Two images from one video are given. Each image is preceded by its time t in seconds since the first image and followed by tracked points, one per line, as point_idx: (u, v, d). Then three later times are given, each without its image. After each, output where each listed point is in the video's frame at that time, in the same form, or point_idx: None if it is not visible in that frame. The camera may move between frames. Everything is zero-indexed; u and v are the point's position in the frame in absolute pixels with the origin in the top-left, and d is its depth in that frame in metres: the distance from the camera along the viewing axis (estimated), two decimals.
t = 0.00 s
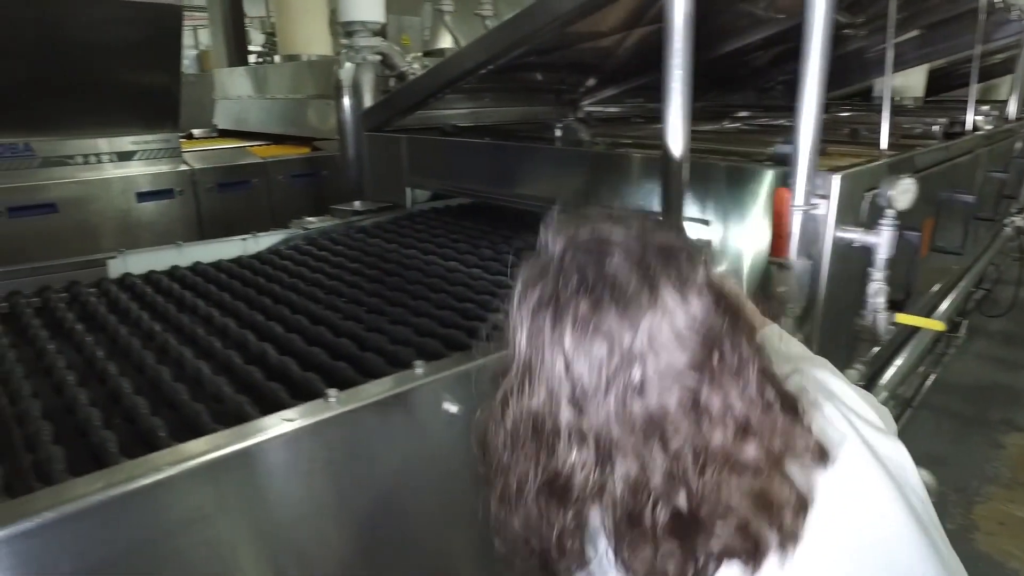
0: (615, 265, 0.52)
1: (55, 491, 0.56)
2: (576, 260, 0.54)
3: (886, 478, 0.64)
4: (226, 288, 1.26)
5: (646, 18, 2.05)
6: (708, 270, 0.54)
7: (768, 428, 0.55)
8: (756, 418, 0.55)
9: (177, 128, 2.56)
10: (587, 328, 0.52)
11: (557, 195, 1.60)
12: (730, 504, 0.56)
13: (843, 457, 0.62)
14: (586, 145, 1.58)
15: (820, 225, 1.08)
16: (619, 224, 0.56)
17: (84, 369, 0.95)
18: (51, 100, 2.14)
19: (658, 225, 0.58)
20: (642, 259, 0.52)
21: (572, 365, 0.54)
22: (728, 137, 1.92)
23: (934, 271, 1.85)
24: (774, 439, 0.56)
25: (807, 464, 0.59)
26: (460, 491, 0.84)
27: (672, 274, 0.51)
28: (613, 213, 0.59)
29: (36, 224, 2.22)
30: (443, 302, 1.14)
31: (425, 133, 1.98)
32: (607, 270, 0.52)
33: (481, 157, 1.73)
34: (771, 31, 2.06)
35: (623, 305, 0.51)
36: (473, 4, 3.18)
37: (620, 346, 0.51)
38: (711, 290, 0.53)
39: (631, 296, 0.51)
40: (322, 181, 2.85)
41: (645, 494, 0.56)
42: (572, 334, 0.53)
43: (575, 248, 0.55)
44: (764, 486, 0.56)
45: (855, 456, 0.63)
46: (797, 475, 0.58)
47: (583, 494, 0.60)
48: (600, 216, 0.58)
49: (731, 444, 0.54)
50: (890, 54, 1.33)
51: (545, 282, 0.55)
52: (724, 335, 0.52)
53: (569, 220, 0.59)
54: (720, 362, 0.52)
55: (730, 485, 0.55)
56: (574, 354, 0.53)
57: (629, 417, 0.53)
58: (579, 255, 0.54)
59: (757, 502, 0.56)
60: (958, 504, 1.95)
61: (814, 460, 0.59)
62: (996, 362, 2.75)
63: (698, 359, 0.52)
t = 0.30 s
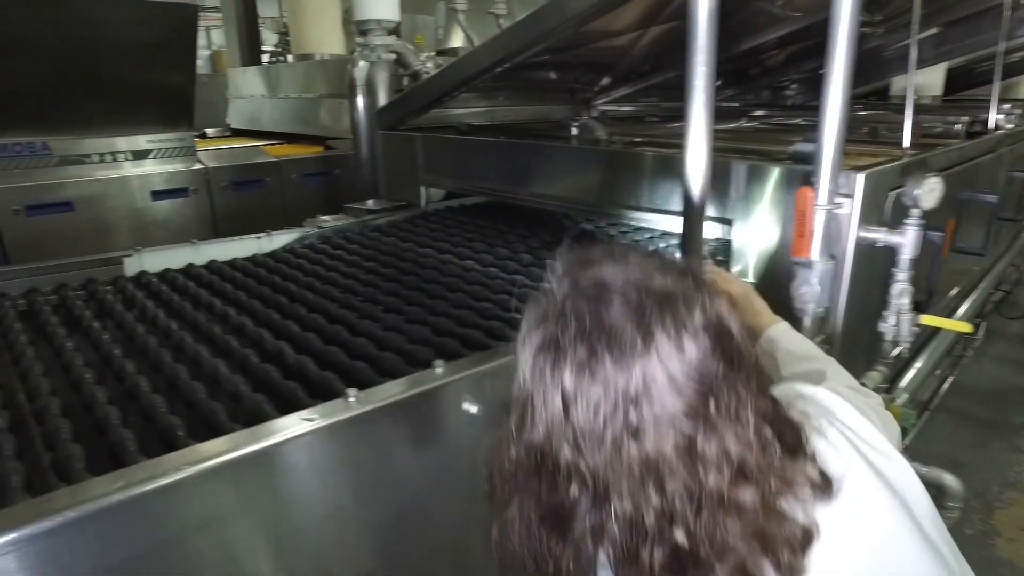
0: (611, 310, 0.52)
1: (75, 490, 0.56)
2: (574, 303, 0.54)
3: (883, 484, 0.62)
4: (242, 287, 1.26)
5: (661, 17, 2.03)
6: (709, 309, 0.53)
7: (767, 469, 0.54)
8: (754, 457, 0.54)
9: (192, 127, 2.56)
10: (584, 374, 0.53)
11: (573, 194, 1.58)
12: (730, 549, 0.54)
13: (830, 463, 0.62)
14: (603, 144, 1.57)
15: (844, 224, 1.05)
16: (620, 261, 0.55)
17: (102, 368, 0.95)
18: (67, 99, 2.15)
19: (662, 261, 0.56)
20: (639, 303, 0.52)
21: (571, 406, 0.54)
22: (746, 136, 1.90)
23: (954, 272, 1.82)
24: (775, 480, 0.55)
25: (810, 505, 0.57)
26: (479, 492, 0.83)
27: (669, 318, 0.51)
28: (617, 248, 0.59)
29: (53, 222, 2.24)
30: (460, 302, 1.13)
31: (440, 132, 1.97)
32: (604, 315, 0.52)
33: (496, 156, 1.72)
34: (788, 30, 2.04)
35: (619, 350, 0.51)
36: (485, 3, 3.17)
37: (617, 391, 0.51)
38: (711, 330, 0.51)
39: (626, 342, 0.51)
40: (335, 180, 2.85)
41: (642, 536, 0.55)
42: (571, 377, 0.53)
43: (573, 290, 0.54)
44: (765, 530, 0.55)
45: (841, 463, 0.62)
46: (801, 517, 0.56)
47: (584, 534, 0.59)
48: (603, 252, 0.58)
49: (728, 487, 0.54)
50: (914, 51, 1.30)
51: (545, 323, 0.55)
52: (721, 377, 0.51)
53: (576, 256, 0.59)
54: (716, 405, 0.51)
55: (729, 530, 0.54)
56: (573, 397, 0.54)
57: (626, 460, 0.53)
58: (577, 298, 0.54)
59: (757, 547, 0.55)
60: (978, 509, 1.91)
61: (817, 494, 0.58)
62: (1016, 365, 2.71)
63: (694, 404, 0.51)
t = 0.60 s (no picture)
0: (620, 368, 0.50)
1: (101, 488, 0.55)
2: (582, 360, 0.52)
3: (896, 511, 0.63)
4: (260, 285, 1.25)
5: (680, 15, 2.01)
6: (722, 362, 0.50)
7: (783, 535, 0.50)
8: (770, 516, 0.50)
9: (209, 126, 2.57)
10: (592, 434, 0.50)
11: (591, 193, 1.56)
12: None
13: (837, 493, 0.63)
14: (623, 142, 1.55)
15: (875, 223, 1.03)
16: (632, 310, 0.53)
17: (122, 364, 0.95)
18: (86, 98, 2.16)
19: (675, 307, 0.53)
20: (649, 359, 0.49)
21: (580, 466, 0.52)
22: (766, 134, 1.87)
23: (980, 273, 1.79)
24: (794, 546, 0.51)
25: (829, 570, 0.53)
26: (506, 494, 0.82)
27: (678, 376, 0.49)
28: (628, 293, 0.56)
29: (73, 219, 2.26)
30: (480, 301, 1.12)
31: (458, 131, 1.96)
32: (612, 373, 0.50)
33: (514, 154, 1.71)
34: (809, 29, 2.01)
35: (628, 409, 0.49)
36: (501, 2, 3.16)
37: (627, 451, 0.49)
38: (721, 386, 0.49)
39: (635, 401, 0.49)
40: (351, 179, 2.85)
41: None
42: (579, 437, 0.51)
43: (580, 344, 0.52)
44: None
45: (847, 491, 0.63)
46: None
47: None
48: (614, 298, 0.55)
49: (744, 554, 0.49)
50: (944, 48, 1.27)
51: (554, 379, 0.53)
52: (733, 435, 0.49)
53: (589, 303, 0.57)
54: (729, 466, 0.49)
55: None
56: (581, 457, 0.51)
57: (635, 522, 0.50)
58: (586, 353, 0.52)
59: None
60: (1003, 515, 1.87)
61: (833, 546, 0.55)
62: None
63: (701, 464, 0.48)
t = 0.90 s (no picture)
0: (645, 419, 0.52)
1: (123, 488, 0.54)
2: (608, 410, 0.54)
3: (928, 551, 0.60)
4: (277, 283, 1.24)
5: (698, 13, 1.99)
6: (744, 414, 0.53)
7: None
8: (795, 574, 0.50)
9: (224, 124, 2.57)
10: (615, 484, 0.52)
11: (609, 191, 1.54)
12: None
13: (865, 534, 0.61)
14: (642, 140, 1.53)
15: (904, 223, 1.00)
16: (657, 364, 0.56)
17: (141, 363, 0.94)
18: (102, 94, 2.17)
19: (700, 360, 0.56)
20: (672, 410, 0.52)
21: (604, 517, 0.52)
22: (786, 132, 1.84)
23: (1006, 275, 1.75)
24: None
25: None
26: (531, 497, 0.80)
27: (700, 427, 0.51)
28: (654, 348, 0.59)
29: (89, 217, 2.25)
30: (499, 300, 1.11)
31: (473, 129, 1.95)
32: (637, 423, 0.52)
33: (530, 152, 1.69)
34: (829, 27, 1.98)
35: (651, 458, 0.51)
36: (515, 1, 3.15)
37: (649, 500, 0.50)
38: (742, 438, 0.51)
39: (658, 451, 0.51)
40: (365, 177, 2.84)
41: None
42: (603, 486, 0.53)
43: (606, 396, 0.55)
44: None
45: (877, 532, 0.61)
46: None
47: None
48: (640, 354, 0.59)
49: None
50: (975, 44, 1.23)
51: (580, 430, 0.55)
52: (754, 491, 0.50)
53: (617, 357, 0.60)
54: (752, 521, 0.49)
55: None
56: (605, 507, 0.53)
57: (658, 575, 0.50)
58: (612, 404, 0.54)
59: None
60: None
61: None
62: None
63: (724, 517, 0.49)
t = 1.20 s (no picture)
0: (669, 445, 0.50)
1: (133, 490, 0.53)
2: (631, 432, 0.52)
3: None
4: (289, 282, 1.24)
5: (710, 11, 1.97)
6: (771, 443, 0.50)
7: None
8: None
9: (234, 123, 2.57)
10: (637, 510, 0.49)
11: (622, 190, 1.53)
12: None
13: (897, 567, 0.57)
14: (655, 138, 1.52)
15: (926, 222, 0.98)
16: (683, 387, 0.54)
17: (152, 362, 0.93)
18: (113, 93, 2.17)
19: (727, 385, 0.54)
20: (697, 437, 0.50)
21: (625, 544, 0.50)
22: (801, 132, 1.82)
23: None
24: None
25: None
26: (545, 499, 0.79)
27: (724, 456, 0.49)
28: (681, 367, 0.57)
29: (99, 217, 2.25)
30: (512, 300, 1.10)
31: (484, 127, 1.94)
32: (661, 449, 0.50)
33: (542, 151, 1.68)
34: (844, 25, 1.95)
35: (675, 486, 0.48)
36: None
37: (671, 531, 0.48)
38: (767, 470, 0.49)
39: (681, 479, 0.48)
40: (374, 177, 2.83)
41: None
42: (625, 512, 0.50)
43: (629, 418, 0.53)
44: None
45: (909, 564, 0.58)
46: None
47: None
48: (666, 373, 0.56)
49: None
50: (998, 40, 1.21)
51: (602, 452, 0.53)
52: (782, 528, 0.47)
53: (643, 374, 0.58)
54: (779, 559, 0.46)
55: None
56: (627, 532, 0.50)
57: None
58: (635, 426, 0.52)
59: None
60: None
61: None
62: None
63: (750, 554, 0.46)
